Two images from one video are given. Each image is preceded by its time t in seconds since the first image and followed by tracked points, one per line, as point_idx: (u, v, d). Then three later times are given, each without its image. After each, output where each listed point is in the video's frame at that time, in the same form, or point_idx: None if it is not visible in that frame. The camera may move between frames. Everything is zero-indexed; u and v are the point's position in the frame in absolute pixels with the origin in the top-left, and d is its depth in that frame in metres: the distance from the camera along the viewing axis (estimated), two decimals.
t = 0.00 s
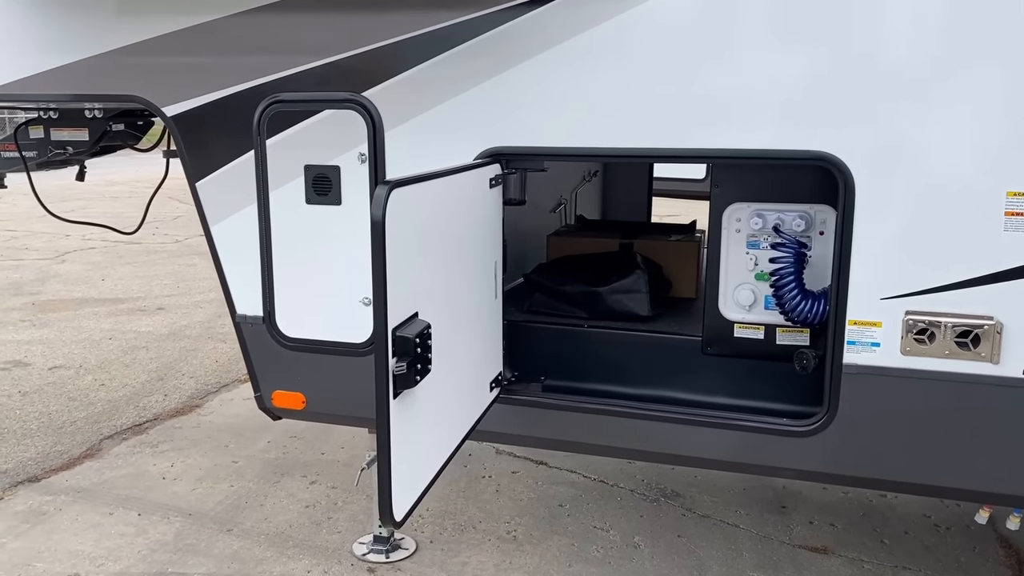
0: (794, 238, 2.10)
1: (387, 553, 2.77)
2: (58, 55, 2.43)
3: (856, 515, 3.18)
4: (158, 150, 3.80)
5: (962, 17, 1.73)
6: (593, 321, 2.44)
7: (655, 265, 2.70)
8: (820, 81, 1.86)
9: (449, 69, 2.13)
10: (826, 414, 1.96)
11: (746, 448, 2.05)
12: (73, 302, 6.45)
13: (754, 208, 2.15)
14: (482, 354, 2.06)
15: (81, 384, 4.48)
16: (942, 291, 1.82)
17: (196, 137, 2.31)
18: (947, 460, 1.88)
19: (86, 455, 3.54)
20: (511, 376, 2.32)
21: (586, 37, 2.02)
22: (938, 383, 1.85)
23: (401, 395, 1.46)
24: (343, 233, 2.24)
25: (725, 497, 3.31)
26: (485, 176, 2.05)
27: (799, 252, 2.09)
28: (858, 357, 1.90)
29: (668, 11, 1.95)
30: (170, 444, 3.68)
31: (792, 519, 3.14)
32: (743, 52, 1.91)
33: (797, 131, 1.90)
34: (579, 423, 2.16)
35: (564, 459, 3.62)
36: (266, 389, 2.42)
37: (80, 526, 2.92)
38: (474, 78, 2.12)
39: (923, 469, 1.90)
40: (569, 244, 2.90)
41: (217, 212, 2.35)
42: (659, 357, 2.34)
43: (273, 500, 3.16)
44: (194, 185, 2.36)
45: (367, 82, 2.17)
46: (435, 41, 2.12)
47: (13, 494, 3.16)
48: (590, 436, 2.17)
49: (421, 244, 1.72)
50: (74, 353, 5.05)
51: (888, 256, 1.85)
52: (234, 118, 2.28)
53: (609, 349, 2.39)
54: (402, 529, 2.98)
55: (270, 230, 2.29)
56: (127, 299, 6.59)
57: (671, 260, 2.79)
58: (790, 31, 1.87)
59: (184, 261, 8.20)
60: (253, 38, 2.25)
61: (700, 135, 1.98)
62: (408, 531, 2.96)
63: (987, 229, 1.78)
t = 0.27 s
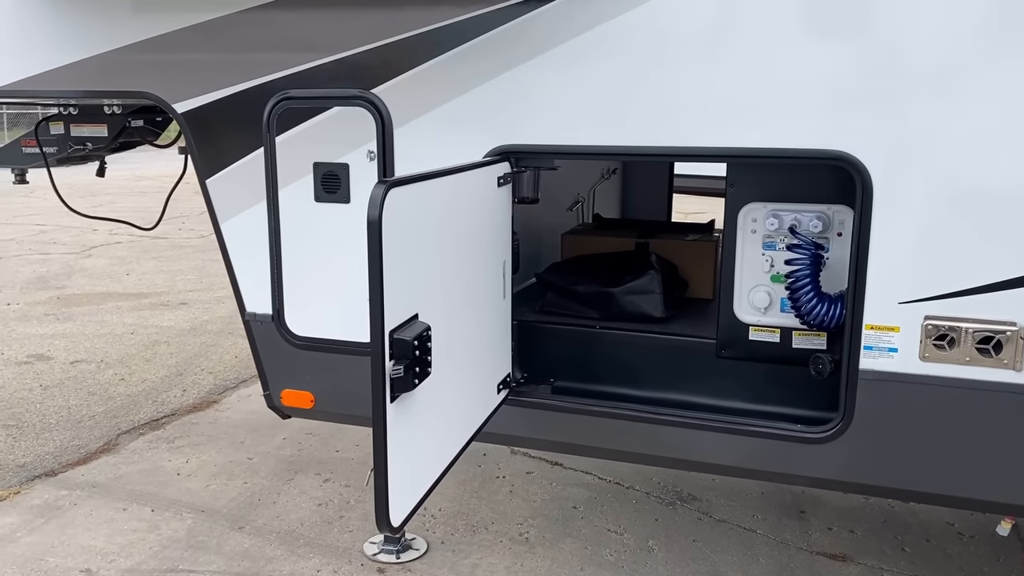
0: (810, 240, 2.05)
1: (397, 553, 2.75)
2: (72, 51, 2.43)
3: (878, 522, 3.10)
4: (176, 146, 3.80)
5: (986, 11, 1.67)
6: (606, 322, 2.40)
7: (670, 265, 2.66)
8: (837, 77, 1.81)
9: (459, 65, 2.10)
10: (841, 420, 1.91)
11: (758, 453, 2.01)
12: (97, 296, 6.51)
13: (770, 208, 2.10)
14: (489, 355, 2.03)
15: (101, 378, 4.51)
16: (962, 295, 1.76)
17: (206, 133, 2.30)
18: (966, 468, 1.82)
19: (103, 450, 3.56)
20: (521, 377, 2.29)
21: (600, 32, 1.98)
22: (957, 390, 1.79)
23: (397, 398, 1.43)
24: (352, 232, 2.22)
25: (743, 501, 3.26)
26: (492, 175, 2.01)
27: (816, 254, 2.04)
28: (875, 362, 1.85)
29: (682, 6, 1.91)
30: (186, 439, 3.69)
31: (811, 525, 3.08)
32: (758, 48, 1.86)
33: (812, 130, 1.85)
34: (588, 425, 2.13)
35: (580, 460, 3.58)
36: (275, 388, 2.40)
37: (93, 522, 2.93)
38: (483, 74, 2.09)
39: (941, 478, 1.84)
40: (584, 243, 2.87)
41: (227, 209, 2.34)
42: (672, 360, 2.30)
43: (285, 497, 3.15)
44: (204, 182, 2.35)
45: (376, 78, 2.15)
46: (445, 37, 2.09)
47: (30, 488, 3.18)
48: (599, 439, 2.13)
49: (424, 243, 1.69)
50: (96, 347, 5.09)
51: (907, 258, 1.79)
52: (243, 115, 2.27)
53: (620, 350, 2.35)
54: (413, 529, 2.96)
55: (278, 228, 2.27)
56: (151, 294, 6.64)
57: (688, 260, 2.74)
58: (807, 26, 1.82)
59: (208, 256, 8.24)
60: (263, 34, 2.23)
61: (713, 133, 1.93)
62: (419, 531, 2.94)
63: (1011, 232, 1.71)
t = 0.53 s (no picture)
0: (818, 242, 2.01)
1: (402, 554, 2.73)
2: (82, 49, 2.44)
3: (892, 529, 3.04)
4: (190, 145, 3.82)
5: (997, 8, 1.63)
6: (611, 324, 2.37)
7: (679, 267, 2.61)
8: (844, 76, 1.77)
9: (461, 64, 2.08)
10: (847, 428, 1.86)
11: (761, 459, 1.96)
12: (118, 293, 6.56)
13: (777, 209, 2.05)
14: (490, 357, 2.01)
15: (117, 375, 4.54)
16: (972, 300, 1.71)
17: (210, 132, 2.29)
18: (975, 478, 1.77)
19: (115, 447, 3.57)
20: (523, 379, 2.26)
21: (604, 29, 1.95)
22: (966, 398, 1.74)
23: (389, 400, 1.41)
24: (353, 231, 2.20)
25: (754, 507, 3.20)
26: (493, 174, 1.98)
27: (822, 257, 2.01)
28: (882, 368, 1.80)
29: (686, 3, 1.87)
30: (198, 437, 3.70)
31: (823, 531, 3.02)
32: (764, 46, 1.83)
33: (818, 129, 1.81)
34: (589, 429, 2.10)
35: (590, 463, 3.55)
36: (277, 388, 2.39)
37: (102, 518, 2.94)
38: (485, 73, 2.07)
39: (949, 488, 1.79)
40: (593, 243, 2.83)
41: (230, 208, 2.34)
42: (677, 363, 2.26)
43: (293, 497, 3.15)
44: (208, 181, 2.34)
45: (378, 77, 2.13)
46: (448, 34, 2.07)
47: (41, 484, 3.20)
48: (600, 443, 2.10)
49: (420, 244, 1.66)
50: (113, 344, 5.12)
51: (915, 262, 1.75)
52: (246, 114, 2.26)
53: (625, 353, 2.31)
54: (419, 530, 2.94)
55: (281, 227, 2.26)
56: (170, 291, 6.68)
57: (698, 261, 2.70)
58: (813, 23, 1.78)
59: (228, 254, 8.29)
60: (267, 33, 2.23)
61: (717, 132, 1.90)
62: (425, 532, 2.92)
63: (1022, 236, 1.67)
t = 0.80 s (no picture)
0: (820, 246, 1.98)
1: (404, 554, 2.73)
2: (92, 46, 2.46)
3: (902, 539, 2.99)
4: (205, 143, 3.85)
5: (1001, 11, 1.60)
6: (613, 327, 2.35)
7: (685, 269, 2.59)
8: (846, 78, 1.74)
9: (462, 63, 2.07)
10: (847, 435, 1.83)
11: (759, 466, 1.94)
12: (139, 289, 6.63)
13: (781, 212, 2.02)
14: (486, 357, 2.00)
15: (133, 370, 4.58)
16: (975, 307, 1.68)
17: (214, 129, 2.31)
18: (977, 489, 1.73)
19: (127, 441, 3.61)
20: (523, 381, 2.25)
21: (604, 30, 1.94)
22: (968, 406, 1.71)
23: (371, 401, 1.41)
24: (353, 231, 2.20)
25: (762, 513, 3.17)
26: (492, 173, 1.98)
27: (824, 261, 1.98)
28: (882, 375, 1.77)
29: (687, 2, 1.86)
30: (208, 433, 3.72)
31: (831, 539, 2.98)
32: (765, 47, 1.81)
33: (819, 131, 1.78)
34: (587, 432, 2.08)
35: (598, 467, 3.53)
36: (279, 385, 2.40)
37: (110, 512, 2.97)
38: (485, 72, 2.06)
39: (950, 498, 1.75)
40: (600, 245, 2.81)
41: (234, 206, 2.35)
42: (678, 366, 2.24)
43: (299, 494, 3.16)
44: (212, 179, 2.35)
45: (379, 76, 2.13)
46: (449, 33, 2.06)
47: (52, 477, 3.24)
48: (597, 447, 2.08)
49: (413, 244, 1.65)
50: (131, 340, 5.17)
51: (915, 268, 1.72)
52: (249, 112, 2.27)
53: (626, 356, 2.30)
54: (423, 530, 2.94)
55: (283, 225, 2.27)
56: (190, 288, 6.74)
57: (704, 264, 2.67)
58: (815, 24, 1.76)
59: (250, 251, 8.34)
60: (271, 32, 2.23)
61: (718, 133, 1.87)
62: (428, 532, 2.92)
63: None
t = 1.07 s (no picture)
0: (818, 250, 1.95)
1: (405, 552, 2.74)
2: (104, 44, 2.50)
3: (911, 548, 2.94)
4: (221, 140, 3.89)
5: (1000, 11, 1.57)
6: (613, 329, 2.34)
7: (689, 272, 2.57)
8: (842, 80, 1.72)
9: (460, 62, 2.07)
10: (841, 441, 1.80)
11: (752, 471, 1.92)
12: (162, 284, 6.71)
13: (780, 215, 2.00)
14: (480, 357, 2.00)
15: (151, 364, 4.64)
16: (970, 314, 1.65)
17: (218, 126, 2.33)
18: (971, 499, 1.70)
19: (140, 434, 3.66)
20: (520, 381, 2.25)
21: (602, 29, 1.93)
22: (962, 414, 1.68)
23: (351, 398, 1.41)
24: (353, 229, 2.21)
25: (769, 519, 3.13)
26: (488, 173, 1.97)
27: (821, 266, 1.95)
28: (877, 382, 1.74)
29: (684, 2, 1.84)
30: (220, 427, 3.76)
31: (838, 547, 2.94)
32: (762, 48, 1.79)
33: (815, 134, 1.76)
34: (581, 434, 2.07)
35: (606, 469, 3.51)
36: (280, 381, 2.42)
37: (119, 504, 3.01)
38: (483, 71, 2.06)
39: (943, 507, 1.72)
40: (606, 246, 2.80)
41: (238, 203, 2.37)
42: (677, 369, 2.22)
43: (305, 489, 3.18)
44: (216, 175, 2.38)
45: (380, 75, 2.14)
46: (448, 33, 2.06)
47: (65, 468, 3.29)
48: (591, 448, 2.08)
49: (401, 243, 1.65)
50: (151, 334, 5.24)
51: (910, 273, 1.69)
52: (253, 109, 2.29)
53: (625, 358, 2.28)
54: (425, 528, 2.95)
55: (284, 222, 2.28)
56: (213, 283, 6.82)
57: (709, 266, 2.65)
58: (812, 24, 1.73)
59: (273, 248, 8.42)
60: (275, 30, 2.25)
61: (714, 134, 1.86)
62: (431, 530, 2.92)
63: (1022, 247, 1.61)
